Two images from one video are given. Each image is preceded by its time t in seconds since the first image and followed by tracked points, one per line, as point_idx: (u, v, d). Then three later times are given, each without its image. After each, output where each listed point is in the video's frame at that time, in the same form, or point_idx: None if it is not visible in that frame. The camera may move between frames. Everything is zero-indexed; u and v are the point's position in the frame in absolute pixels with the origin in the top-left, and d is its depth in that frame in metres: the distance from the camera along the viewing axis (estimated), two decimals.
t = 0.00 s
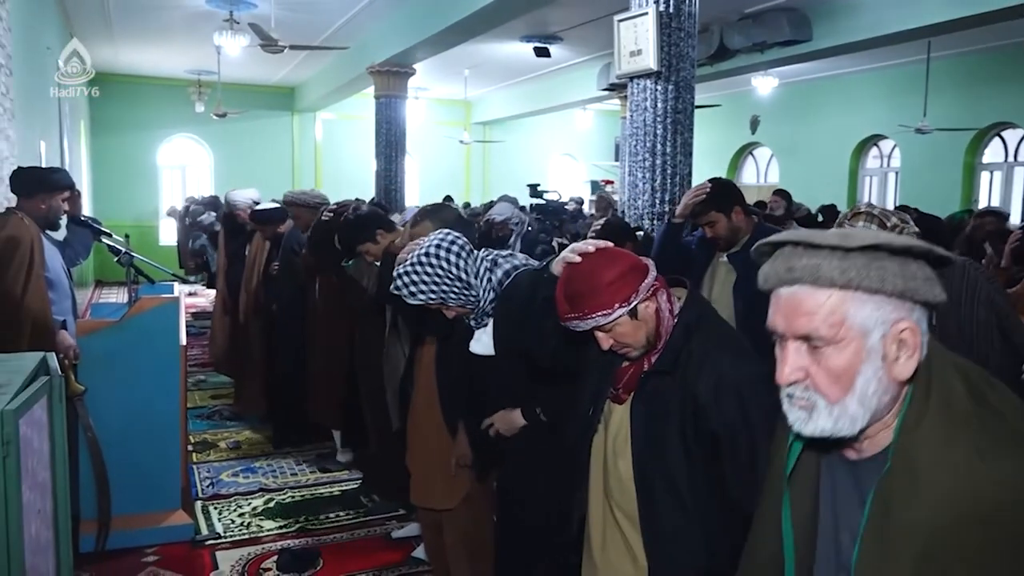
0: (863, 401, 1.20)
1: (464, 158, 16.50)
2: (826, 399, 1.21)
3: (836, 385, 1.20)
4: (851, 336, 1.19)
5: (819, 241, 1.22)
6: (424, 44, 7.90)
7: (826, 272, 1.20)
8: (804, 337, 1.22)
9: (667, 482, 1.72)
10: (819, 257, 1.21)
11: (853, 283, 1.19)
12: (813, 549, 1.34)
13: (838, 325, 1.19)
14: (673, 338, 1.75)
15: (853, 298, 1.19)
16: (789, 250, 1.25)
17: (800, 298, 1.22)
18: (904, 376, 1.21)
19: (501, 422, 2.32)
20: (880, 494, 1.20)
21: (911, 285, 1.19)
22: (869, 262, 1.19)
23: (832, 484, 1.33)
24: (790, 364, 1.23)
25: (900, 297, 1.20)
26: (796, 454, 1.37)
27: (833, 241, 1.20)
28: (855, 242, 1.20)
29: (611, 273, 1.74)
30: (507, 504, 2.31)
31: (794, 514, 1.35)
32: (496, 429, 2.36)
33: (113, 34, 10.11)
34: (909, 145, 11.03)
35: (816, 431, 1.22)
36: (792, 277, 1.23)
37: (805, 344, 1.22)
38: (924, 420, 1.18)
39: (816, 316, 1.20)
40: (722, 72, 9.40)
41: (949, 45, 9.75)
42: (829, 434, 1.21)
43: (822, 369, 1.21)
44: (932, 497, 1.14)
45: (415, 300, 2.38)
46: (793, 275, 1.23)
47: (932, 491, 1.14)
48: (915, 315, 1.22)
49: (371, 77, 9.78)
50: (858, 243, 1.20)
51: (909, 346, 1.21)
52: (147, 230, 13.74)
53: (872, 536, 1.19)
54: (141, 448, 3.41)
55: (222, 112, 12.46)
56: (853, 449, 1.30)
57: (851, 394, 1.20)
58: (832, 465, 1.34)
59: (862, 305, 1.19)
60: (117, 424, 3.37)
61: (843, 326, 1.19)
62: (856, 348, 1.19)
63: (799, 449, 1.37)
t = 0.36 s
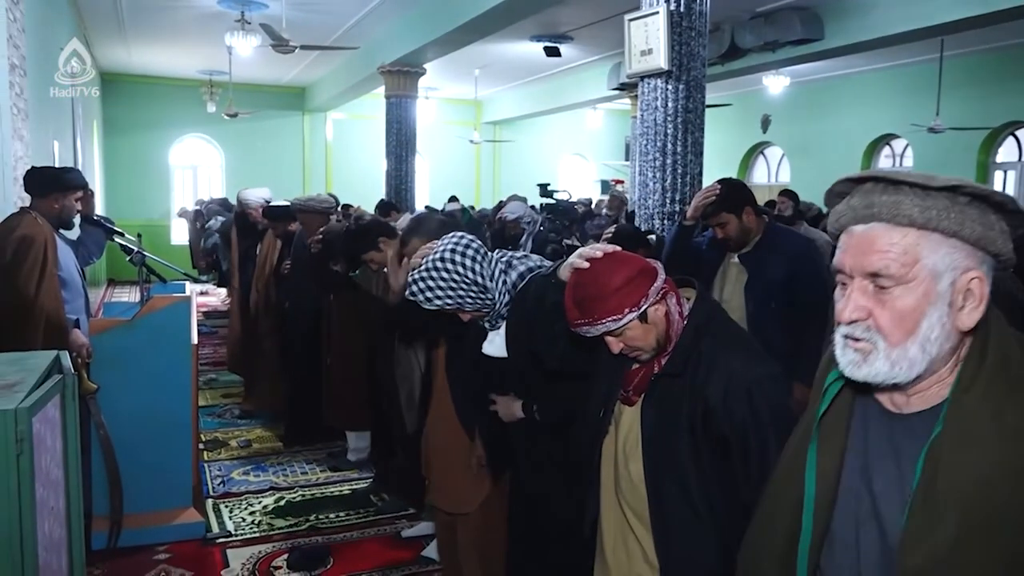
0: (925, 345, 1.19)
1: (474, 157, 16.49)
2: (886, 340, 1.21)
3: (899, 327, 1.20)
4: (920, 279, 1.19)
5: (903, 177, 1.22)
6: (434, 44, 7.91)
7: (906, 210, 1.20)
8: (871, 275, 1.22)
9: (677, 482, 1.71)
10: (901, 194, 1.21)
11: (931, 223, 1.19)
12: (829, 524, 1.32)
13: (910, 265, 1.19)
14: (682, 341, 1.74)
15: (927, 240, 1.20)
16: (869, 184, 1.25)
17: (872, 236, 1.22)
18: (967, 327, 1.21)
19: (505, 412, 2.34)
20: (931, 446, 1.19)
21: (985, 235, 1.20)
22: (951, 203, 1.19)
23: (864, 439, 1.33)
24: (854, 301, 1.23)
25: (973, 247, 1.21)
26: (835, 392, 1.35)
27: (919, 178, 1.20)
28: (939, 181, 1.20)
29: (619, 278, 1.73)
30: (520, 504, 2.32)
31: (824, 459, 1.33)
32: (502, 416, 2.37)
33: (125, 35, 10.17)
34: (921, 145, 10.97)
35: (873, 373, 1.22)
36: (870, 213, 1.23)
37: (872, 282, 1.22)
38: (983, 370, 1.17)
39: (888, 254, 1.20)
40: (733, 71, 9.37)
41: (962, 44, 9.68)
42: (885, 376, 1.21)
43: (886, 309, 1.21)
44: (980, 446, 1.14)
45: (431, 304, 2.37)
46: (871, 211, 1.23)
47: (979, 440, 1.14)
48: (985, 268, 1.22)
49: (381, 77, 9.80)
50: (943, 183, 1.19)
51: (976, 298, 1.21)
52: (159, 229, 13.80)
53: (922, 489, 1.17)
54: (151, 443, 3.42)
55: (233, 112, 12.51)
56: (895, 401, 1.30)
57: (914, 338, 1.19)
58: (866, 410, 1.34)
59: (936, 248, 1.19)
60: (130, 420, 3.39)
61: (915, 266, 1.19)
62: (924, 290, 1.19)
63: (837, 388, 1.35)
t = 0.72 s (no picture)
0: (952, 333, 1.18)
1: (486, 156, 16.49)
2: (914, 327, 1.20)
3: (928, 313, 1.19)
4: (951, 266, 1.18)
5: (940, 161, 1.21)
6: (446, 43, 7.90)
7: (939, 195, 1.19)
8: (901, 260, 1.21)
9: (687, 482, 1.71)
10: (936, 179, 1.20)
11: (963, 209, 1.18)
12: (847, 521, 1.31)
13: (941, 251, 1.18)
14: (694, 342, 1.73)
15: (960, 226, 1.19)
16: (905, 168, 1.25)
17: (904, 220, 1.22)
18: (998, 316, 1.19)
19: (514, 406, 2.39)
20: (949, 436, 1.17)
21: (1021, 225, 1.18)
22: (987, 189, 1.18)
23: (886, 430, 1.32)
24: (883, 286, 1.23)
25: (1008, 235, 1.19)
26: (859, 380, 1.34)
27: (955, 163, 1.19)
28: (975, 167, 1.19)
29: (629, 282, 1.73)
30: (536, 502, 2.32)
31: (841, 450, 1.31)
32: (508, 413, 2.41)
33: (139, 35, 10.21)
34: (935, 143, 10.89)
35: (899, 361, 1.21)
36: (903, 197, 1.23)
37: (902, 268, 1.21)
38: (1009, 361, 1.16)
39: (918, 239, 1.19)
40: (746, 69, 9.34)
41: (977, 42, 9.60)
42: (911, 363, 1.20)
43: (915, 295, 1.20)
44: (997, 438, 1.12)
45: (450, 298, 2.36)
46: (904, 196, 1.23)
47: (999, 432, 1.13)
48: (1020, 257, 1.20)
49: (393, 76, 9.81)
50: (981, 168, 1.18)
51: (1009, 286, 1.19)
52: (171, 228, 13.86)
53: (935, 480, 1.16)
54: (157, 438, 3.43)
55: (245, 112, 12.54)
56: (923, 393, 1.29)
57: (942, 325, 1.18)
58: (891, 397, 1.34)
59: (969, 235, 1.18)
60: (143, 415, 3.41)
61: (946, 252, 1.18)
62: (955, 276, 1.18)
63: (862, 375, 1.35)
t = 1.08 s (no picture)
0: (970, 368, 1.13)
1: (494, 155, 16.50)
2: (932, 368, 1.14)
3: (944, 353, 1.13)
4: (958, 303, 1.13)
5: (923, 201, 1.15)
6: (454, 42, 7.91)
7: (930, 235, 1.13)
8: (905, 305, 1.15)
9: (695, 482, 1.70)
10: (922, 219, 1.14)
11: (959, 246, 1.12)
12: (871, 535, 1.25)
13: (943, 290, 1.13)
14: (703, 341, 1.73)
15: (957, 259, 1.13)
16: (886, 212, 1.19)
17: (898, 265, 1.15)
18: (1015, 338, 1.14)
19: (523, 408, 2.37)
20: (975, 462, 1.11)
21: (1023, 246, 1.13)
22: (978, 222, 1.12)
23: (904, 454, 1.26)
24: (890, 332, 1.16)
25: (1008, 257, 1.14)
26: (876, 402, 1.30)
27: (939, 200, 1.14)
28: (961, 199, 1.13)
29: (636, 280, 1.72)
30: (545, 501, 2.33)
31: (865, 458, 1.28)
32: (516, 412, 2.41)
33: (148, 34, 10.26)
34: (945, 142, 10.84)
35: (922, 402, 1.15)
36: (891, 241, 1.16)
37: (907, 311, 1.15)
38: None
39: (918, 281, 1.13)
40: (754, 68, 9.32)
41: (987, 40, 9.56)
42: (935, 404, 1.14)
43: (927, 336, 1.14)
44: None
45: (465, 288, 2.38)
46: (894, 240, 1.16)
47: None
48: None
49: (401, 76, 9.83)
50: (968, 202, 1.12)
51: (1020, 306, 1.14)
52: (180, 227, 13.89)
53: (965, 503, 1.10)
54: (166, 438, 3.45)
55: (255, 111, 12.59)
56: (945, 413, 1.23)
57: (960, 360, 1.13)
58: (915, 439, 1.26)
59: (972, 270, 1.13)
60: (151, 416, 3.42)
61: (949, 290, 1.12)
62: (964, 311, 1.13)
63: (878, 398, 1.30)
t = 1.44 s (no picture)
0: (1011, 410, 1.04)
1: (503, 153, 16.51)
2: (971, 413, 1.06)
3: (981, 398, 1.05)
4: (988, 348, 1.03)
5: (935, 252, 1.04)
6: (463, 40, 7.91)
7: (948, 286, 1.03)
8: (933, 355, 1.06)
9: (700, 483, 1.70)
10: (938, 269, 1.04)
11: (981, 293, 1.03)
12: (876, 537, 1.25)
13: (971, 337, 1.03)
14: (711, 339, 1.73)
15: (980, 305, 1.03)
16: (898, 264, 1.08)
17: (919, 317, 1.06)
18: None
19: (537, 402, 2.30)
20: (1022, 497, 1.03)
21: None
22: (1000, 266, 1.02)
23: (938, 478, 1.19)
24: (921, 383, 1.07)
25: None
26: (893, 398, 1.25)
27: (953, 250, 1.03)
28: (978, 247, 1.03)
29: (642, 278, 1.73)
30: (552, 499, 2.33)
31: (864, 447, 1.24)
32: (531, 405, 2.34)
33: (158, 33, 10.29)
34: (957, 140, 10.78)
35: (964, 444, 1.07)
36: (907, 294, 1.06)
37: (935, 361, 1.06)
38: None
39: (943, 332, 1.04)
40: (764, 65, 9.29)
41: (999, 38, 9.49)
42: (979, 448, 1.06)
43: (959, 383, 1.05)
44: None
45: (480, 271, 2.43)
46: (910, 292, 1.06)
47: None
48: None
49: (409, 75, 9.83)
50: (984, 248, 1.02)
51: None
52: (191, 225, 13.93)
53: (1013, 542, 1.03)
54: (175, 437, 3.47)
55: (264, 110, 12.62)
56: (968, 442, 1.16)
57: (1001, 404, 1.04)
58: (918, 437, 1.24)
59: (999, 313, 1.03)
60: (163, 413, 3.44)
61: (976, 337, 1.03)
62: (995, 358, 1.04)
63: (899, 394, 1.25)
